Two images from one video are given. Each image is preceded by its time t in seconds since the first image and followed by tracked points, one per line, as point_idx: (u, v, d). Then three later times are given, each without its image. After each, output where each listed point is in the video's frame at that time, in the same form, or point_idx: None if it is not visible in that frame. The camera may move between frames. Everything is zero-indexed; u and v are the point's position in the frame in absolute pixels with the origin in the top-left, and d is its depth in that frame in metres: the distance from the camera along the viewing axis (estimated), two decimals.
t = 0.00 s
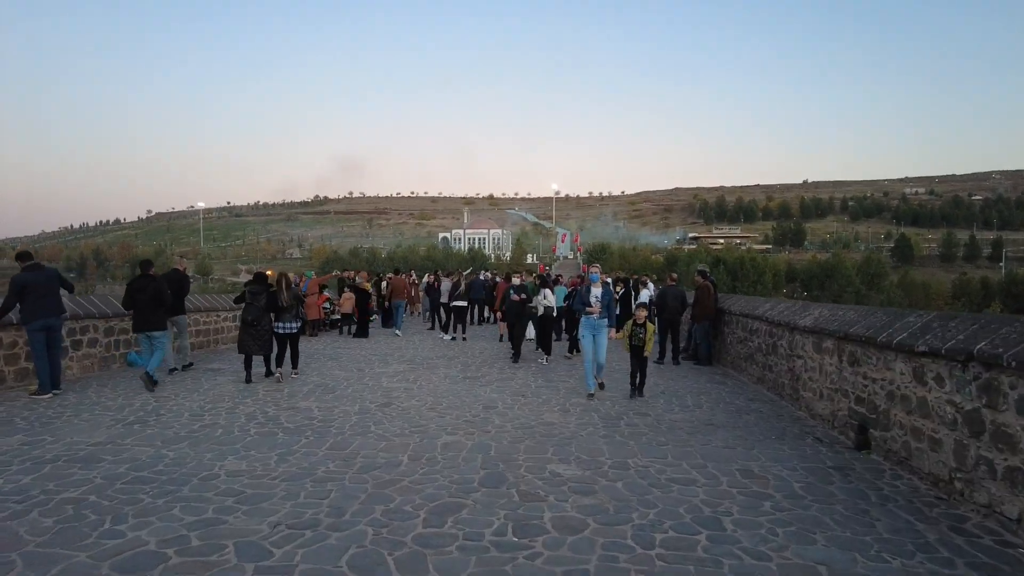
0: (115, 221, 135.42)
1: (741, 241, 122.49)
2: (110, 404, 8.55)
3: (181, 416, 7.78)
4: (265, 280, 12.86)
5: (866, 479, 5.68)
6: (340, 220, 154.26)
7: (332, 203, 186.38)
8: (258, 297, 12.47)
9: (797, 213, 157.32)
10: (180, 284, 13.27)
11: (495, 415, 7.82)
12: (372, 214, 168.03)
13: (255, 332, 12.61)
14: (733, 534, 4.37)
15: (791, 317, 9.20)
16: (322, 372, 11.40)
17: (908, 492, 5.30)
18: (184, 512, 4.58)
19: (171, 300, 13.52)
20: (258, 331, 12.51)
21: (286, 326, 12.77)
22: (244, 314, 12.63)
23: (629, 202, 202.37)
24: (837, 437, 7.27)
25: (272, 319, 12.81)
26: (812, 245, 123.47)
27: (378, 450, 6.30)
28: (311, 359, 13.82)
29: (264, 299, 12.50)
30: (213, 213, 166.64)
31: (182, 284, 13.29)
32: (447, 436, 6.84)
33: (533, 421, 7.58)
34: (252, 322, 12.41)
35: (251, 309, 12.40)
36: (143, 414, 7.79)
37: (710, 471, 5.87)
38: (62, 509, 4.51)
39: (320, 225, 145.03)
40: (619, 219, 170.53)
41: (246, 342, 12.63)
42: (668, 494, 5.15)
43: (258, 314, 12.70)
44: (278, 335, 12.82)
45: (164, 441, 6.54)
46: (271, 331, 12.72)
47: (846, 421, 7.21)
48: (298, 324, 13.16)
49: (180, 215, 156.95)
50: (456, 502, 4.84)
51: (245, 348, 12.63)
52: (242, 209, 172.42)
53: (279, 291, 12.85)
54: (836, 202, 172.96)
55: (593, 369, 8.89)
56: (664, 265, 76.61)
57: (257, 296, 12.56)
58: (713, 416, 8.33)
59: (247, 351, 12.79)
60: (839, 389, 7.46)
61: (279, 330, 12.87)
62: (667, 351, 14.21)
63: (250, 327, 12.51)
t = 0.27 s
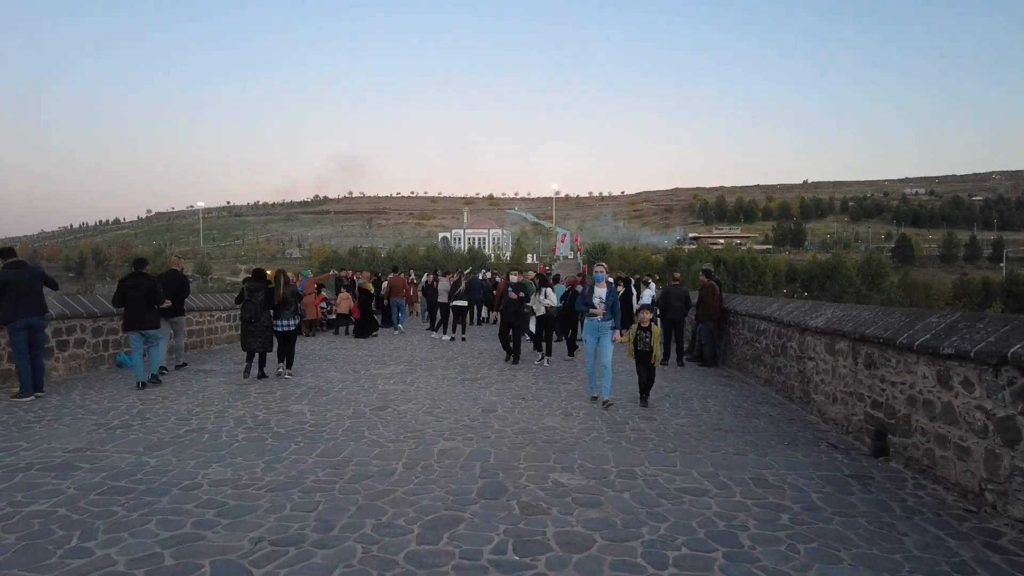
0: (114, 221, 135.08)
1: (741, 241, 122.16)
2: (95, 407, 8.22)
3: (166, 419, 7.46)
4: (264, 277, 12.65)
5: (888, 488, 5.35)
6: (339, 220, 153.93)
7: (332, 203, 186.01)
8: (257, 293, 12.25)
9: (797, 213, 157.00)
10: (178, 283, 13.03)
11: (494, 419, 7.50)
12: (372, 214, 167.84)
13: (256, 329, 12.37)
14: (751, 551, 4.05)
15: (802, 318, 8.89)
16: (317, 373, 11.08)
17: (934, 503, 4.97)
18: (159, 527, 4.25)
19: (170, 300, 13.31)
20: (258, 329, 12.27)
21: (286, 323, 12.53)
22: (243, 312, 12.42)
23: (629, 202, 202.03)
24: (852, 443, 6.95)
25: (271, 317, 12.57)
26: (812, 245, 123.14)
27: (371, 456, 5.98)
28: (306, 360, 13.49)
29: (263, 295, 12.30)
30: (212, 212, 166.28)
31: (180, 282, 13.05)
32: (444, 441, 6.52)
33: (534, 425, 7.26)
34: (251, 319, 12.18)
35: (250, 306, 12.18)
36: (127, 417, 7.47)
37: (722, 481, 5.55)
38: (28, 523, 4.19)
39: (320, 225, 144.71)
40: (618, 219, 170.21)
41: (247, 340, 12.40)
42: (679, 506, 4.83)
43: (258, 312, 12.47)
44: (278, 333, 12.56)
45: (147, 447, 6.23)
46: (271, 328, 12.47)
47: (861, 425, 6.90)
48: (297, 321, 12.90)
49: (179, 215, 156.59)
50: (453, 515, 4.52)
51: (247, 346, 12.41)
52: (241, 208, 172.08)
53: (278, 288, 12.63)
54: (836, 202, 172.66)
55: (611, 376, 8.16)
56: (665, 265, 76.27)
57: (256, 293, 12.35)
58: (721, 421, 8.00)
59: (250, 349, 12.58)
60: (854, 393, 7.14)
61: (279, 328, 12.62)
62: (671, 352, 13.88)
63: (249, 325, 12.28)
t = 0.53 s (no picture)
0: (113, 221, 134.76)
1: (741, 241, 121.83)
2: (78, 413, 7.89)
3: (152, 426, 7.13)
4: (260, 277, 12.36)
5: (914, 501, 5.03)
6: (338, 220, 153.58)
7: (331, 203, 185.64)
8: (253, 293, 12.01)
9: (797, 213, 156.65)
10: (178, 282, 12.89)
11: (495, 426, 7.18)
12: (372, 214, 167.60)
13: (253, 330, 12.10)
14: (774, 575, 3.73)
15: (815, 319, 8.56)
16: (312, 377, 10.76)
17: (965, 519, 4.66)
18: (133, 548, 3.93)
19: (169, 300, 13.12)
20: (255, 329, 11.99)
21: (283, 323, 12.24)
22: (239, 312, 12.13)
23: (629, 202, 201.69)
24: (870, 450, 6.62)
25: (268, 317, 12.33)
26: (813, 245, 122.83)
27: (364, 467, 5.66)
28: (301, 362, 13.16)
29: (260, 295, 12.06)
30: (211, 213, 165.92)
31: (178, 282, 12.87)
32: (443, 451, 6.20)
33: (537, 433, 6.94)
34: (248, 319, 11.89)
35: (246, 306, 11.90)
36: (111, 423, 7.15)
37: (737, 493, 5.22)
38: None
39: (320, 225, 144.43)
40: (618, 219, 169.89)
41: (245, 341, 12.12)
42: (693, 523, 4.52)
43: (254, 312, 12.18)
44: (275, 334, 12.32)
45: (129, 456, 5.91)
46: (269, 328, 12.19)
47: (880, 432, 6.57)
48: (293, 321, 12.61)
49: (177, 215, 156.13)
50: (451, 533, 4.20)
51: (245, 347, 12.14)
52: (240, 209, 171.73)
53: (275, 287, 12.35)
54: (837, 202, 172.43)
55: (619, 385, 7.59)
56: (665, 265, 75.92)
57: (252, 293, 12.08)
58: (731, 427, 7.68)
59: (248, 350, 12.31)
60: (871, 398, 6.82)
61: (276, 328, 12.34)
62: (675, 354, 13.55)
63: (246, 325, 12.00)
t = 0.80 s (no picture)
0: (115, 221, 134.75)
1: (743, 241, 121.48)
2: (66, 417, 7.60)
3: (141, 432, 6.83)
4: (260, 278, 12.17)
5: (948, 518, 4.71)
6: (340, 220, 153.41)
7: (333, 204, 185.51)
8: (252, 295, 11.87)
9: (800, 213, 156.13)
10: (180, 283, 12.77)
11: (499, 434, 6.88)
12: (374, 215, 167.37)
13: (251, 332, 11.96)
14: None
15: (831, 322, 8.24)
16: (310, 380, 10.47)
17: (1006, 538, 4.34)
18: (110, 571, 3.63)
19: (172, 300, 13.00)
20: (253, 332, 11.86)
21: (280, 327, 11.99)
22: (238, 313, 12.01)
23: (632, 202, 201.38)
24: (893, 460, 6.30)
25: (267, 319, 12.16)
26: (816, 246, 122.37)
27: (362, 479, 5.36)
28: (300, 365, 12.86)
29: (259, 297, 11.93)
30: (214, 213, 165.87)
31: (179, 283, 12.77)
32: (445, 461, 5.89)
33: (543, 441, 6.63)
34: (245, 322, 11.77)
35: (245, 310, 11.77)
36: (99, 430, 6.86)
37: (758, 508, 4.90)
38: None
39: (322, 225, 144.25)
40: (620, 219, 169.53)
41: (244, 343, 12.02)
42: (714, 543, 4.19)
43: (253, 314, 12.04)
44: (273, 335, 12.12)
45: (115, 465, 5.63)
46: (266, 331, 12.04)
47: (903, 441, 6.24)
48: (292, 322, 12.38)
49: (180, 215, 156.06)
50: (454, 554, 3.88)
51: (243, 349, 12.03)
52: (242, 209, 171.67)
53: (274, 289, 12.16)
54: (840, 202, 171.87)
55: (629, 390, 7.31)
56: (668, 265, 75.55)
57: (251, 295, 11.93)
58: (745, 435, 7.36)
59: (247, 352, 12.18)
60: (893, 405, 6.49)
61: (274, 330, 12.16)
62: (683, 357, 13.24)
63: (244, 328, 11.87)
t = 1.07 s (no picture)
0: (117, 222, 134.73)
1: (746, 241, 121.09)
2: (56, 421, 7.32)
3: (132, 438, 6.54)
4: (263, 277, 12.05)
5: (991, 535, 4.38)
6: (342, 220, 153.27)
7: (335, 204, 185.41)
8: (254, 293, 11.79)
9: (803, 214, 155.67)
10: (182, 284, 12.60)
11: (506, 441, 6.56)
12: (375, 215, 167.10)
13: (251, 330, 11.82)
14: None
15: (851, 323, 7.91)
16: (310, 382, 10.17)
17: None
18: None
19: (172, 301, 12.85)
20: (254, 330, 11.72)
21: (282, 326, 11.91)
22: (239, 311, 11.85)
23: (634, 202, 201.03)
24: (921, 469, 5.97)
25: (268, 317, 12.07)
26: (819, 246, 121.96)
27: (362, 491, 5.06)
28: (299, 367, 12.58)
29: (261, 295, 11.86)
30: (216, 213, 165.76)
31: (182, 286, 12.62)
32: (450, 471, 5.58)
33: (553, 449, 6.31)
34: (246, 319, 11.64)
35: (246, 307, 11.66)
36: (88, 435, 6.57)
37: (785, 523, 4.58)
38: None
39: (324, 226, 144.13)
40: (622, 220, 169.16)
41: (241, 340, 11.83)
42: (741, 563, 3.88)
43: (254, 312, 11.90)
44: (273, 335, 11.96)
45: (101, 474, 5.33)
46: (267, 329, 11.92)
47: (932, 450, 5.91)
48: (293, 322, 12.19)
49: (182, 215, 156.01)
50: None
51: (241, 347, 11.84)
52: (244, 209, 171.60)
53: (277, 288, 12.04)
54: (843, 203, 171.33)
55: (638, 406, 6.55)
56: (671, 266, 75.20)
57: (253, 293, 11.82)
58: (763, 442, 7.04)
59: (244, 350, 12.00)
60: (921, 411, 6.16)
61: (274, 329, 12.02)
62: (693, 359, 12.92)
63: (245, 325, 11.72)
